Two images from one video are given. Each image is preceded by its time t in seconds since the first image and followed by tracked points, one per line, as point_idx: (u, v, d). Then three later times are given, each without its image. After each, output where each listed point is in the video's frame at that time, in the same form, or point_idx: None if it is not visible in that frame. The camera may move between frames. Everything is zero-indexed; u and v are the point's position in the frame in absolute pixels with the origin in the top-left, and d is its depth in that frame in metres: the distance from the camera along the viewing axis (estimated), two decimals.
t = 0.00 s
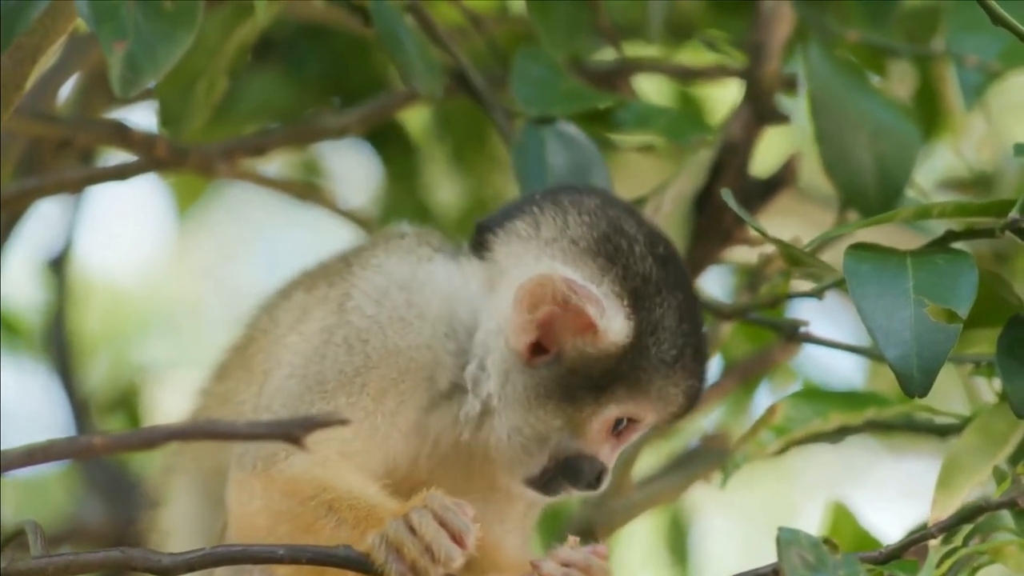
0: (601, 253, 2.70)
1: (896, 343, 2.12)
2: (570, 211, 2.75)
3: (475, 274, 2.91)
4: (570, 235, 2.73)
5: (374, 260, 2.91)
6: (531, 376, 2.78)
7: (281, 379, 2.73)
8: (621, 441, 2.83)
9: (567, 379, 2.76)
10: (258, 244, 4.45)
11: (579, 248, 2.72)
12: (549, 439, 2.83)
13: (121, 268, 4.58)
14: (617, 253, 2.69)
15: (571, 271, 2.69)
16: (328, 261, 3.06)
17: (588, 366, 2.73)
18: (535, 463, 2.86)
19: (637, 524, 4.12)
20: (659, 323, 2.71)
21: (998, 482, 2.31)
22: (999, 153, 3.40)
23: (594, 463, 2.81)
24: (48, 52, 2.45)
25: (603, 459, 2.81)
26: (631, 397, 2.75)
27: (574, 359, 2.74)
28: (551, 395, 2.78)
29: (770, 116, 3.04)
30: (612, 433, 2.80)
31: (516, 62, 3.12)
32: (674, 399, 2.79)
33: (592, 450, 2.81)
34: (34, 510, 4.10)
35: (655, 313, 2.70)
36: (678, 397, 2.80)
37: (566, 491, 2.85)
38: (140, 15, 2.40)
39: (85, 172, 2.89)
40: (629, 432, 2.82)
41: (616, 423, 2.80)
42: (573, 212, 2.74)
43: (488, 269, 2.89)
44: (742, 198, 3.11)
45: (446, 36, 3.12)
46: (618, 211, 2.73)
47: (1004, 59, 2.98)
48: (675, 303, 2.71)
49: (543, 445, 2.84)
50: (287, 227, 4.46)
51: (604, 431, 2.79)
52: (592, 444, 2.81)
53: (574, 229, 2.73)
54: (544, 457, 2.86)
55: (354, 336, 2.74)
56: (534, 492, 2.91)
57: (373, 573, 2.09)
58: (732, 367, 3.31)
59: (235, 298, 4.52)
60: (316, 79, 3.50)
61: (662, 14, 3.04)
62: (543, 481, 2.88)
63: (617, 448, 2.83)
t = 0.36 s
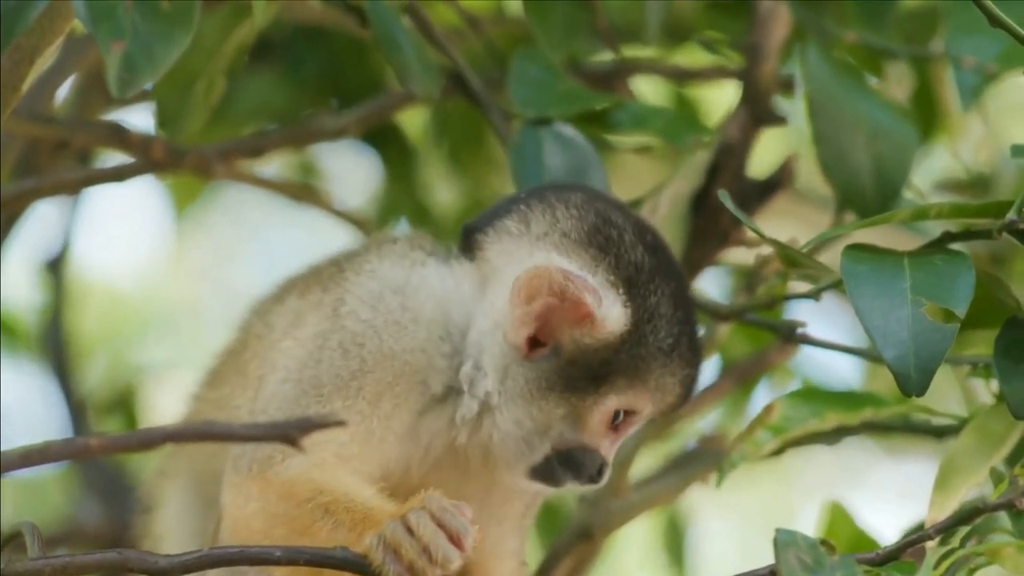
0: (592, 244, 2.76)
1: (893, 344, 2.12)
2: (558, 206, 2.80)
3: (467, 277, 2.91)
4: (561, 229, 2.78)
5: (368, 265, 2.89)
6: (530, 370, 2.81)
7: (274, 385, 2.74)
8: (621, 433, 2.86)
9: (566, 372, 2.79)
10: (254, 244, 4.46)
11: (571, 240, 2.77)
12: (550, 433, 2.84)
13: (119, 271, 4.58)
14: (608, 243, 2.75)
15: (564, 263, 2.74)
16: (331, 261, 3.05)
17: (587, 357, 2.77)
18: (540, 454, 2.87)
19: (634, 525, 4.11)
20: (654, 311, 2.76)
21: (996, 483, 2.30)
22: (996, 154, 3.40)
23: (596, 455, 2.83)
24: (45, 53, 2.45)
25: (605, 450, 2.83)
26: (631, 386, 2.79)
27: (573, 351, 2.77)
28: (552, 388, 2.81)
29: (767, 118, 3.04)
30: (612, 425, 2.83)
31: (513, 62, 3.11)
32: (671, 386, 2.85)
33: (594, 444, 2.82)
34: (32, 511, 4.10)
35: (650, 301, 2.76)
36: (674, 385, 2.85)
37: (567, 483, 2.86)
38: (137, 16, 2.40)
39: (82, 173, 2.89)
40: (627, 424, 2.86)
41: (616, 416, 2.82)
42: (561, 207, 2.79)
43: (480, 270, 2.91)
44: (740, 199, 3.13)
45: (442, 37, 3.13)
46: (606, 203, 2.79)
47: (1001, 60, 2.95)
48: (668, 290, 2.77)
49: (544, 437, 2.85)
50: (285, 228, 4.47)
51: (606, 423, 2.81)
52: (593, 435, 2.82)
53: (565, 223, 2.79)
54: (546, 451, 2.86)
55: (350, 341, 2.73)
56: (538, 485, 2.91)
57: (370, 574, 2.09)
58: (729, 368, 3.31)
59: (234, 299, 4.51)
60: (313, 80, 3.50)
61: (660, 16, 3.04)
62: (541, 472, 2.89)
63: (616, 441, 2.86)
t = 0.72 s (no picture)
0: (568, 229, 2.80)
1: (891, 347, 2.12)
2: (535, 193, 2.85)
3: (444, 270, 2.95)
4: (537, 214, 2.82)
5: (346, 267, 2.93)
6: (507, 356, 2.84)
7: (262, 394, 2.75)
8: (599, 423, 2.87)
9: (543, 357, 2.82)
10: (252, 243, 4.45)
11: (547, 225, 2.81)
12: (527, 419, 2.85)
13: (117, 270, 4.56)
14: (584, 228, 2.79)
15: (539, 247, 2.78)
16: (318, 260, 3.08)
17: (562, 341, 2.79)
18: (516, 441, 2.88)
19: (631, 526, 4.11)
20: (630, 297, 2.78)
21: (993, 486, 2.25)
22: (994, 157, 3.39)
23: (572, 441, 2.82)
24: (44, 54, 2.45)
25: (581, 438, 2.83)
26: (607, 372, 2.81)
27: (549, 336, 2.81)
28: (529, 372, 2.83)
29: (766, 119, 3.03)
30: (589, 412, 2.84)
31: (512, 64, 3.12)
32: (649, 375, 2.85)
33: (570, 429, 2.82)
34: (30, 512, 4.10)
35: (626, 286, 2.78)
36: (653, 374, 2.85)
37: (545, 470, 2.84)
38: (138, 17, 2.40)
39: (80, 174, 2.90)
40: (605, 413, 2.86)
41: (592, 403, 2.83)
42: (538, 193, 2.84)
43: (458, 261, 2.95)
44: (738, 201, 3.13)
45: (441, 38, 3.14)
46: (583, 192, 2.84)
47: (999, 62, 2.95)
48: (643, 275, 2.79)
49: (521, 424, 2.86)
50: (283, 228, 4.47)
51: (582, 409, 2.82)
52: (569, 421, 2.83)
53: (540, 209, 2.83)
54: (523, 437, 2.87)
55: (331, 342, 2.77)
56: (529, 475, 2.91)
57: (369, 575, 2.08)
58: (727, 370, 3.31)
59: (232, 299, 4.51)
60: (312, 82, 3.50)
61: (658, 17, 3.04)
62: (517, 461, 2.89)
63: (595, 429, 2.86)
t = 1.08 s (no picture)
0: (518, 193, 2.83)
1: (889, 342, 2.13)
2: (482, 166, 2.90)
3: (411, 263, 2.96)
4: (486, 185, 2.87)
5: (320, 271, 2.95)
6: (478, 330, 2.87)
7: (248, 396, 2.79)
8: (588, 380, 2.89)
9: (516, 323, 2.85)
10: (252, 241, 4.45)
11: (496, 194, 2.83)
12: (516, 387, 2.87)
13: (116, 270, 4.58)
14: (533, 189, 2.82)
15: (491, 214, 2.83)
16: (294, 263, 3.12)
17: (530, 301, 2.84)
18: (505, 417, 2.89)
19: (630, 520, 4.09)
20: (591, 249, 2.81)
21: (991, 482, 2.24)
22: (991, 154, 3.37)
23: (566, 403, 2.84)
24: (42, 50, 2.45)
25: (573, 399, 2.85)
26: (582, 326, 2.84)
27: (518, 303, 2.85)
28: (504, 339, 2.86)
29: (764, 115, 3.03)
30: (573, 370, 2.86)
31: (510, 61, 3.13)
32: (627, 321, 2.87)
33: (561, 391, 2.86)
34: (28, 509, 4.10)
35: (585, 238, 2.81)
36: (633, 323, 2.87)
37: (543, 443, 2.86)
38: (136, 14, 2.40)
39: (78, 171, 2.89)
40: (594, 370, 2.88)
41: (576, 360, 2.86)
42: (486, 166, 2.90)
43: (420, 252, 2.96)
44: (735, 198, 3.11)
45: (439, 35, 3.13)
46: (527, 158, 2.87)
47: (997, 57, 2.96)
48: (601, 225, 2.82)
49: (511, 394, 2.88)
50: (286, 226, 4.49)
51: (566, 365, 2.85)
52: (556, 382, 2.86)
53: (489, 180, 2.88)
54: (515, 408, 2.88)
55: (315, 342, 2.79)
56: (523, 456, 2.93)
57: (367, 570, 2.08)
58: (725, 366, 3.31)
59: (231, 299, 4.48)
60: (310, 79, 3.49)
61: (657, 14, 3.04)
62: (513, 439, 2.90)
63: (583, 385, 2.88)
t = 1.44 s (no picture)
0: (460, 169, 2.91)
1: (889, 339, 2.12)
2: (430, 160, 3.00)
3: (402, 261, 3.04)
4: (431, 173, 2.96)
5: (317, 275, 3.03)
6: (454, 310, 2.92)
7: (250, 398, 2.83)
8: (572, 336, 2.86)
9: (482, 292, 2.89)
10: (252, 239, 4.45)
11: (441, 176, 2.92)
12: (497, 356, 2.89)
13: (116, 269, 4.58)
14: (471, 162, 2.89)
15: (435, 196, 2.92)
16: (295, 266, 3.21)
17: (488, 267, 2.88)
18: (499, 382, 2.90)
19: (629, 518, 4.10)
20: (535, 203, 2.85)
21: (991, 479, 2.23)
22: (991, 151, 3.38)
23: (555, 359, 2.83)
24: (41, 47, 2.45)
25: (556, 354, 2.84)
26: (545, 280, 2.85)
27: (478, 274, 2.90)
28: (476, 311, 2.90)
29: (763, 112, 3.03)
30: (549, 326, 2.85)
31: (510, 57, 3.12)
32: (596, 268, 2.85)
33: (545, 348, 2.85)
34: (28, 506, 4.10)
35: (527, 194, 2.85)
36: (602, 267, 2.85)
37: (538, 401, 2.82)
38: (135, 12, 2.39)
39: (78, 168, 2.89)
40: (577, 324, 2.85)
41: (552, 316, 2.85)
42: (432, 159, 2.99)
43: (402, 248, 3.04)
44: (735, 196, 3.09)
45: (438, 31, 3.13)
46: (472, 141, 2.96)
47: (998, 55, 2.96)
48: (541, 178, 2.84)
49: (494, 362, 2.90)
50: (286, 225, 4.47)
51: (540, 322, 2.85)
52: (534, 341, 2.86)
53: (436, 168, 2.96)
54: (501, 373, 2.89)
55: (315, 342, 2.85)
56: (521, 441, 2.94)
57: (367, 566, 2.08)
58: (725, 363, 3.31)
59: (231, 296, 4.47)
60: (309, 76, 3.49)
61: (656, 11, 3.04)
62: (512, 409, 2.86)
63: (568, 340, 2.86)
